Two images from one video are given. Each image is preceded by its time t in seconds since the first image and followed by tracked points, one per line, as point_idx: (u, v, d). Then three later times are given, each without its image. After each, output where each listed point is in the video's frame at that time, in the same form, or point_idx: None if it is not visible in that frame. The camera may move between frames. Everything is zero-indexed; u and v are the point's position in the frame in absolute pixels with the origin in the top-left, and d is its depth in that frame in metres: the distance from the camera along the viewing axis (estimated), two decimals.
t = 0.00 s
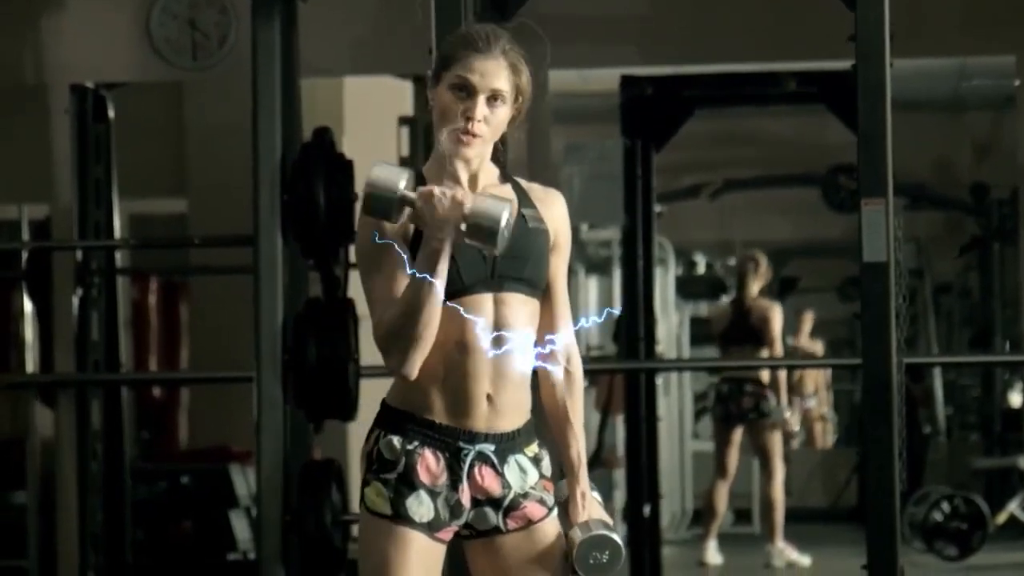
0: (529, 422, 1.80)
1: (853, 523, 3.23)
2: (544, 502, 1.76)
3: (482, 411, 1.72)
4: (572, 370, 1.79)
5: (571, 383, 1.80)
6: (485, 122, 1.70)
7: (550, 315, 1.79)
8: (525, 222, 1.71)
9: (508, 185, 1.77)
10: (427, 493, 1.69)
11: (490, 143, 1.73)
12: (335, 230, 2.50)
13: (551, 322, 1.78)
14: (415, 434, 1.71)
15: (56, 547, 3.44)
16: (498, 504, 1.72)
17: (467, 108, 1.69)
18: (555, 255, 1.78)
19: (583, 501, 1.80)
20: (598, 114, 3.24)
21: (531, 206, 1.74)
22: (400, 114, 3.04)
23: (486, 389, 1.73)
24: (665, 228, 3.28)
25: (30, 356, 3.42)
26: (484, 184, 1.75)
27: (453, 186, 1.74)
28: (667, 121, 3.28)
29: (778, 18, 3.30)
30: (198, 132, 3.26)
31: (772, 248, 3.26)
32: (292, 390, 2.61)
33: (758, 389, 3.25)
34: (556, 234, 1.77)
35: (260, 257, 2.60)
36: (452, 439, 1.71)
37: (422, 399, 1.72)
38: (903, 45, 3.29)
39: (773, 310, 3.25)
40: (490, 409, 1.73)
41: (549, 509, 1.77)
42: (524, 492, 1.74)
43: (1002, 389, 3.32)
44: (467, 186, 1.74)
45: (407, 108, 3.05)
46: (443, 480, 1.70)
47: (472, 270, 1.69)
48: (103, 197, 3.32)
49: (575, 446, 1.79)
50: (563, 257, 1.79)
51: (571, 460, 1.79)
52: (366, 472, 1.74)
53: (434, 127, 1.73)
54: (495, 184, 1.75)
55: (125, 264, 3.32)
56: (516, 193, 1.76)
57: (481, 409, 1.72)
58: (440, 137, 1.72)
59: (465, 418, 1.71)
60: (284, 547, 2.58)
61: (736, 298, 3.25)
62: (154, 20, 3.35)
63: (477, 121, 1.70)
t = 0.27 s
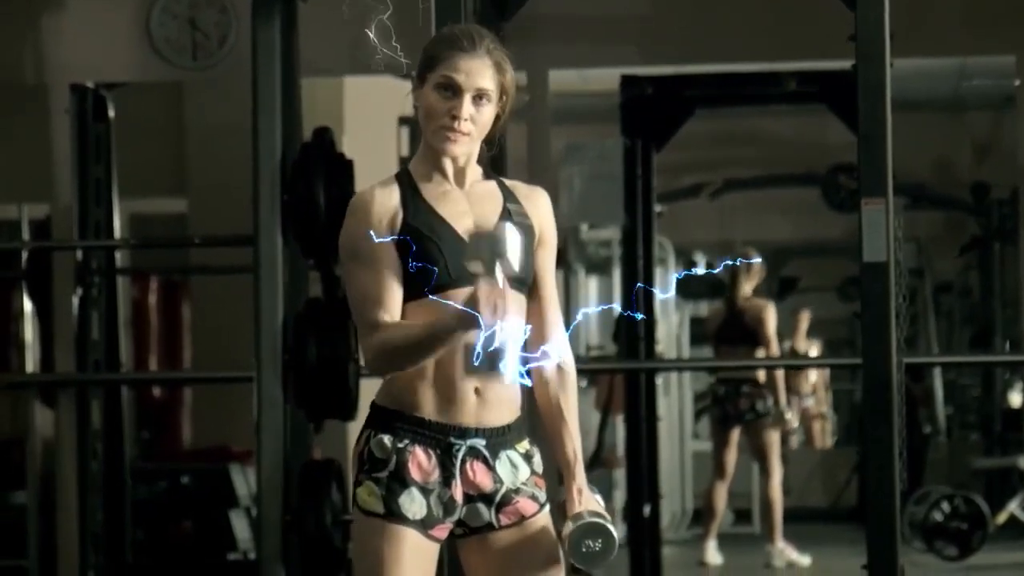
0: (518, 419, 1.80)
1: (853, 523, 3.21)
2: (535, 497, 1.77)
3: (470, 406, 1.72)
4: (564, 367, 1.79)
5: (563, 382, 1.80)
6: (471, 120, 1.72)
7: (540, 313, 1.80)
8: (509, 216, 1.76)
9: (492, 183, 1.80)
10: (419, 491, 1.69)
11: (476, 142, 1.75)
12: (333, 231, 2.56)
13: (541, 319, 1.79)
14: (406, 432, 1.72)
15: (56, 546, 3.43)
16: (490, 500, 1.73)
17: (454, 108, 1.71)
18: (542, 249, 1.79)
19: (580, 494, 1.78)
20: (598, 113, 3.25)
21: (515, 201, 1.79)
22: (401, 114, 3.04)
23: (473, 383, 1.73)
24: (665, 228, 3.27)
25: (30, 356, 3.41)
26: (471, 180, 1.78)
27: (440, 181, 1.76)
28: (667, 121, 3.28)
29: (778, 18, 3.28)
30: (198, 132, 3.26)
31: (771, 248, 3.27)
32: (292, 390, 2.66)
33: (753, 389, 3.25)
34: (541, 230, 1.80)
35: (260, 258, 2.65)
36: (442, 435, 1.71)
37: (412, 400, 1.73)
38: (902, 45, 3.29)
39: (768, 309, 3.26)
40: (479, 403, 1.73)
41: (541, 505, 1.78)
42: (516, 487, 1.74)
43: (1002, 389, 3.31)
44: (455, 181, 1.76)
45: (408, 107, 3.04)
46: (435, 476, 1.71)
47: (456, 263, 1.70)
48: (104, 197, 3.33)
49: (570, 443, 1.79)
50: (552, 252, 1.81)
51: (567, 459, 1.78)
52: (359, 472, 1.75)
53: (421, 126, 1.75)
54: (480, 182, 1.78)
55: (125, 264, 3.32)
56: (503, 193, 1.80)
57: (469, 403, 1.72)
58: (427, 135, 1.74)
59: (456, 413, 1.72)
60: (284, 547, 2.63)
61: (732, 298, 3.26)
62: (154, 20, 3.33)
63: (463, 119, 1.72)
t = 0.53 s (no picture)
0: (517, 419, 1.93)
1: (853, 523, 3.23)
2: (533, 498, 1.88)
3: (472, 405, 1.85)
4: (563, 370, 1.92)
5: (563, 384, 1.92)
6: (481, 120, 1.82)
7: (543, 315, 1.93)
8: (518, 217, 1.87)
9: (501, 183, 1.91)
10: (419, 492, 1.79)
11: (485, 142, 1.85)
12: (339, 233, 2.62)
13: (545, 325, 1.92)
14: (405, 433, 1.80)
15: (57, 546, 3.41)
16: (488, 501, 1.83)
17: (466, 109, 1.81)
18: (548, 250, 1.92)
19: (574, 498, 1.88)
20: (598, 114, 3.27)
21: (523, 202, 1.89)
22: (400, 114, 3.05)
23: (476, 383, 1.85)
24: (665, 228, 3.27)
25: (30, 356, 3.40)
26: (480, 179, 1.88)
27: (450, 180, 1.87)
28: (667, 121, 3.28)
29: (778, 18, 3.28)
30: (198, 132, 3.26)
31: (771, 248, 3.26)
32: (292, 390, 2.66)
33: (753, 389, 3.25)
34: (548, 230, 1.92)
35: (260, 257, 2.65)
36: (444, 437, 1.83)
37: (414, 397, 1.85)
38: (902, 45, 3.29)
39: (770, 309, 3.25)
40: (480, 402, 1.85)
41: (538, 506, 1.89)
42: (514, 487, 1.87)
43: (1002, 390, 3.30)
44: (463, 180, 1.87)
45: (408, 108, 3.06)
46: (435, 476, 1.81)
47: (468, 263, 1.82)
48: (103, 197, 3.34)
49: (566, 444, 1.88)
50: (556, 251, 1.94)
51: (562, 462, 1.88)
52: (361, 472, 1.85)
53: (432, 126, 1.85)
54: (488, 183, 1.89)
55: (125, 264, 3.32)
56: (511, 192, 1.90)
57: (471, 403, 1.84)
58: (439, 135, 1.84)
59: (457, 414, 1.84)
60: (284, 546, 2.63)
61: (733, 298, 3.26)
62: (154, 20, 3.34)
63: (474, 119, 1.81)
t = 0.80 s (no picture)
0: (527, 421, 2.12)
1: (853, 523, 3.22)
2: (541, 497, 2.09)
3: (485, 408, 2.03)
4: (570, 367, 2.11)
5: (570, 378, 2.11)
6: (515, 114, 1.99)
7: (553, 313, 2.10)
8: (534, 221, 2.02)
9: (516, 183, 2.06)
10: (430, 493, 2.01)
11: (514, 135, 2.02)
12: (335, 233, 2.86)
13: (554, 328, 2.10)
14: (419, 436, 2.03)
15: (57, 546, 3.41)
16: (498, 502, 2.05)
17: (503, 102, 1.97)
18: (561, 250, 2.09)
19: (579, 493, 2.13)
20: (597, 114, 3.27)
21: (538, 204, 2.05)
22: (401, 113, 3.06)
23: (489, 388, 2.03)
24: (665, 228, 3.27)
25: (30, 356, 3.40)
26: (496, 184, 2.04)
27: (469, 182, 2.02)
28: (667, 121, 3.28)
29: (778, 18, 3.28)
30: (198, 132, 3.26)
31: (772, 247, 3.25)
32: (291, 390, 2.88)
33: (756, 386, 3.26)
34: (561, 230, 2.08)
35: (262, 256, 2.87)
36: (456, 440, 2.02)
37: (429, 399, 2.03)
38: (902, 46, 3.30)
39: (776, 308, 3.26)
40: (493, 406, 2.04)
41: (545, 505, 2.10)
42: (524, 488, 2.07)
43: (1002, 389, 3.29)
44: (481, 183, 2.03)
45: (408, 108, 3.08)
46: (446, 479, 2.02)
47: (485, 271, 1.97)
48: (104, 196, 3.35)
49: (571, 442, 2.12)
50: (567, 248, 2.11)
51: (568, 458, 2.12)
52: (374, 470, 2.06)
53: (466, 119, 1.98)
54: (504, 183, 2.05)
55: (125, 263, 3.32)
56: (526, 194, 2.06)
57: (484, 406, 2.03)
58: (473, 128, 1.98)
59: (471, 417, 2.03)
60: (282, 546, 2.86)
61: (738, 298, 3.27)
62: (154, 20, 3.35)
63: (509, 113, 1.98)
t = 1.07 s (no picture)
0: (529, 423, 2.12)
1: (854, 521, 3.20)
2: (541, 498, 2.09)
3: (483, 411, 2.04)
4: (578, 368, 2.14)
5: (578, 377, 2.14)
6: (527, 113, 2.04)
7: (560, 314, 2.13)
8: (537, 222, 2.03)
9: (523, 184, 2.09)
10: (425, 492, 2.02)
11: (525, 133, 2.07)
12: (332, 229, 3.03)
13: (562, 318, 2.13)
14: (416, 433, 2.04)
15: (57, 545, 3.40)
16: (496, 503, 2.05)
17: (519, 101, 2.03)
18: (568, 255, 2.10)
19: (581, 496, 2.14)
20: (597, 113, 3.27)
21: (544, 206, 2.07)
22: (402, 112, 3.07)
23: (488, 390, 2.04)
24: (665, 226, 3.28)
25: (31, 355, 3.39)
26: (501, 185, 2.07)
27: (475, 183, 2.06)
28: (668, 119, 3.28)
29: (777, 17, 3.28)
30: (199, 131, 3.26)
31: (773, 245, 3.26)
32: (292, 390, 2.96)
33: (759, 384, 3.21)
34: (568, 234, 2.09)
35: (262, 256, 2.96)
36: (452, 439, 2.03)
37: (428, 399, 2.05)
38: (902, 44, 3.28)
39: (780, 307, 3.27)
40: (491, 409, 2.05)
41: (547, 505, 2.10)
42: (523, 489, 2.07)
43: (1003, 388, 3.29)
44: (488, 184, 2.06)
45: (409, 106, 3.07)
46: (442, 477, 2.03)
47: (483, 268, 1.98)
48: (105, 195, 3.35)
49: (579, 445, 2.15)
50: (577, 252, 2.12)
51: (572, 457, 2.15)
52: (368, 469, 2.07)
53: (482, 120, 2.02)
54: (511, 183, 2.08)
55: (126, 262, 3.32)
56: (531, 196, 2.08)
57: (482, 409, 2.04)
58: (489, 129, 2.02)
59: (469, 417, 2.03)
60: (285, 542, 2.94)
61: (738, 297, 3.27)
62: (154, 18, 3.35)
63: (523, 113, 2.03)
